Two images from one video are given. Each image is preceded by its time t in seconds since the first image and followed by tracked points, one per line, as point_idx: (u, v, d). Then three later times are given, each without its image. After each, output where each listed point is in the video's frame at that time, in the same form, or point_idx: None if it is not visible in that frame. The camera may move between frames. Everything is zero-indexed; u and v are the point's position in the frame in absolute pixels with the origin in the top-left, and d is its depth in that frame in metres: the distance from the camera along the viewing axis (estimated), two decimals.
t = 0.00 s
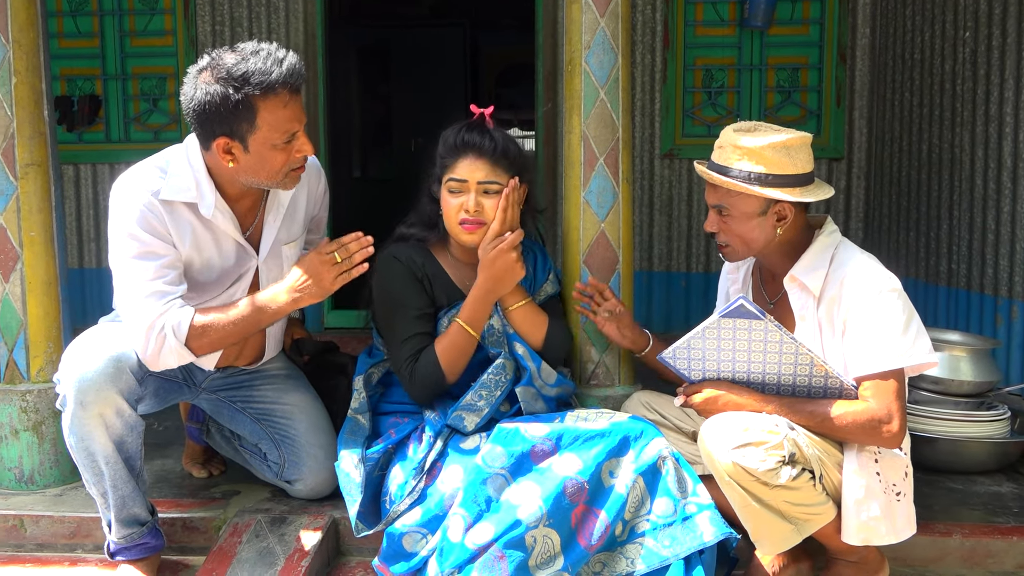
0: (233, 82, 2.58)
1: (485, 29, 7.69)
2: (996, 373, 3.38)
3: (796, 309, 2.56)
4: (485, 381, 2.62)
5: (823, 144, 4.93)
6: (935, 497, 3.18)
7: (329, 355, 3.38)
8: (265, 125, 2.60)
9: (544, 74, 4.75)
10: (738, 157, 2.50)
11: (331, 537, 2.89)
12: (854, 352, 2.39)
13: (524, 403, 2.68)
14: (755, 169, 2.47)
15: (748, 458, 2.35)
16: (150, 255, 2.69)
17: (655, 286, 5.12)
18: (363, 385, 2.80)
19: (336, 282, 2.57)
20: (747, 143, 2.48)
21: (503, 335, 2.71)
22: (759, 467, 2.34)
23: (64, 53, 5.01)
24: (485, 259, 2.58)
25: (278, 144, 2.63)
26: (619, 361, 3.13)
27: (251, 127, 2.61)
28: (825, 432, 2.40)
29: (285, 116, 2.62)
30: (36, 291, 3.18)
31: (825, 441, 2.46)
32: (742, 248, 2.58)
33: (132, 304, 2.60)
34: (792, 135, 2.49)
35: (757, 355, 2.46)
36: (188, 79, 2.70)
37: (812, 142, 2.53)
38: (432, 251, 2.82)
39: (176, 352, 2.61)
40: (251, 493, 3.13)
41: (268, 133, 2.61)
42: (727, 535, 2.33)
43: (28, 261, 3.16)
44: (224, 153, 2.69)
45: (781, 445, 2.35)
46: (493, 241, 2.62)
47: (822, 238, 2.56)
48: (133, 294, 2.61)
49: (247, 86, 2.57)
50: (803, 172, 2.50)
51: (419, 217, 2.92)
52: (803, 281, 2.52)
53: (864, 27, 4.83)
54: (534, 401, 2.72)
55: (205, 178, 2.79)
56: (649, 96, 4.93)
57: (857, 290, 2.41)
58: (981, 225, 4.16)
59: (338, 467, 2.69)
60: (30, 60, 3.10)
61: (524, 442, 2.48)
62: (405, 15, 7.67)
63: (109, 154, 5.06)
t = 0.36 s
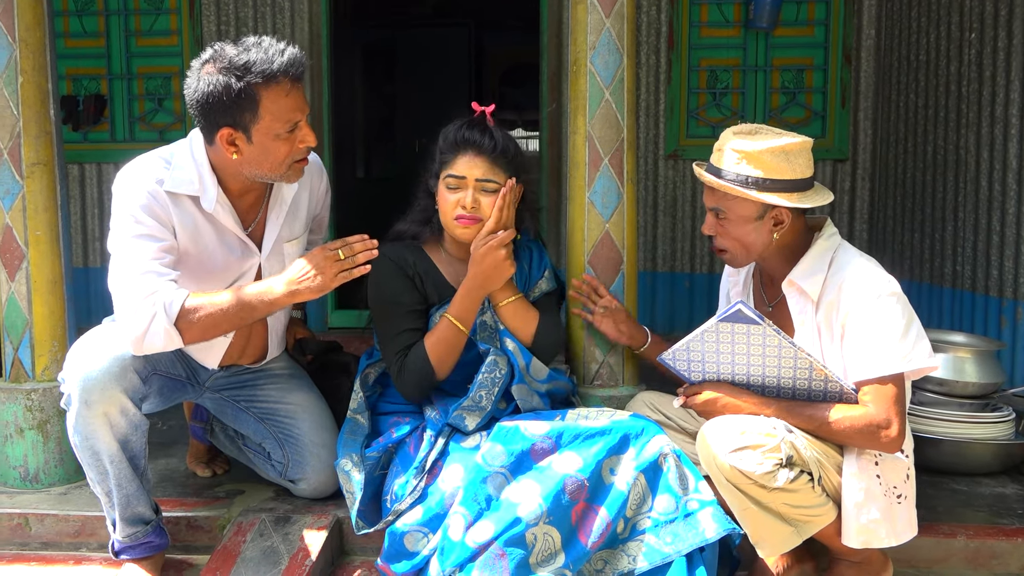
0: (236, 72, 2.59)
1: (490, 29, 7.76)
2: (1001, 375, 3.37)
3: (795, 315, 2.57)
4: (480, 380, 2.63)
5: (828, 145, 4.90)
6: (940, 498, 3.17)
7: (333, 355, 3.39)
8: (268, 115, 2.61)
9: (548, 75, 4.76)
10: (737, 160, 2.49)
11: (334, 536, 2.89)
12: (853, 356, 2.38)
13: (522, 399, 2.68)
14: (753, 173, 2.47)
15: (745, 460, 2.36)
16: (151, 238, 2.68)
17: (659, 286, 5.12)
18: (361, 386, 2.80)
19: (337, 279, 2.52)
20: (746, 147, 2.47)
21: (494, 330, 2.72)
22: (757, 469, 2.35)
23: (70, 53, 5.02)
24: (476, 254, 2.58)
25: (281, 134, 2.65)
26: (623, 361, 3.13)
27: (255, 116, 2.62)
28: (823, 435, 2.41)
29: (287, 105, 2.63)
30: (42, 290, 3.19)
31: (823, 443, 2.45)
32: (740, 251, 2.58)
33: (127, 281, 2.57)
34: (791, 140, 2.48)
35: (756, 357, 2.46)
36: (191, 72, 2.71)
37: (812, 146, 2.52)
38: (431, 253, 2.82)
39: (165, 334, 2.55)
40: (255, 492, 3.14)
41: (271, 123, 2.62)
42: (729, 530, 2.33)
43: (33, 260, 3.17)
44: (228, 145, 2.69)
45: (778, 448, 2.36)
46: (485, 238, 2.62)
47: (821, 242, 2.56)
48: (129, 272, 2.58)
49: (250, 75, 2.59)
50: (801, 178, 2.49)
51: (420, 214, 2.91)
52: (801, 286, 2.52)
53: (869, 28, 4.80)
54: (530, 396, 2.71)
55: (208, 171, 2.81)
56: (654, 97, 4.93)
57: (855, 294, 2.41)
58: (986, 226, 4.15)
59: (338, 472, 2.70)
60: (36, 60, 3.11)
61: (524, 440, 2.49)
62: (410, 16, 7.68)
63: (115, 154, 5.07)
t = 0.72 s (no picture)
0: (234, 67, 2.60)
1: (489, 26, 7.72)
2: (1003, 370, 3.38)
3: (796, 311, 2.57)
4: (479, 376, 2.62)
5: (828, 141, 4.90)
6: (942, 493, 3.18)
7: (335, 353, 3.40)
8: (267, 110, 2.62)
9: (549, 72, 4.76)
10: (733, 158, 2.51)
11: (338, 534, 2.89)
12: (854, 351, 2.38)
13: (523, 395, 2.67)
14: (750, 170, 2.47)
15: (746, 457, 2.37)
16: (148, 233, 2.69)
17: (660, 283, 5.13)
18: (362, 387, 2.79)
19: (331, 278, 2.50)
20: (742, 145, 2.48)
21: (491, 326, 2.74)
22: (758, 465, 2.35)
23: (70, 53, 5.02)
24: (484, 253, 2.62)
25: (280, 129, 2.65)
26: (626, 358, 3.14)
27: (254, 112, 2.62)
28: (824, 431, 2.40)
29: (285, 100, 2.64)
30: (44, 290, 3.20)
31: (824, 438, 2.45)
32: (740, 248, 2.58)
33: (121, 275, 2.57)
34: (787, 137, 2.48)
35: (756, 354, 2.47)
36: (189, 68, 2.71)
37: (808, 142, 2.52)
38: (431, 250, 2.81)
39: (155, 329, 2.54)
40: (259, 490, 3.14)
41: (270, 118, 2.63)
42: (730, 521, 2.34)
43: (36, 260, 3.17)
44: (227, 140, 2.69)
45: (779, 443, 2.36)
46: (491, 238, 2.68)
47: (821, 238, 2.57)
48: (124, 266, 2.59)
49: (248, 70, 2.59)
50: (798, 174, 2.49)
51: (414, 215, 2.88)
52: (802, 281, 2.52)
53: (869, 24, 4.80)
54: (531, 392, 2.70)
55: (207, 168, 2.81)
56: (654, 94, 4.93)
57: (857, 290, 2.41)
58: (986, 222, 4.16)
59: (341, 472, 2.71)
60: (37, 60, 3.11)
61: (524, 436, 2.49)
62: (409, 14, 7.69)
63: (115, 154, 5.07)
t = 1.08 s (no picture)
0: (240, 66, 2.61)
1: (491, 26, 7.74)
2: (1006, 371, 3.38)
3: (797, 310, 2.57)
4: (483, 376, 2.66)
5: (830, 142, 4.89)
6: (945, 494, 3.18)
7: (338, 353, 3.40)
8: (272, 109, 2.62)
9: (551, 72, 4.76)
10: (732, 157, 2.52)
11: (341, 534, 2.89)
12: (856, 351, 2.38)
13: (528, 394, 2.68)
14: (752, 168, 2.47)
15: (747, 457, 2.37)
16: (151, 232, 2.69)
17: (662, 283, 5.12)
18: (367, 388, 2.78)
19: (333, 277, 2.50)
20: (744, 143, 2.48)
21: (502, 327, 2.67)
22: (760, 465, 2.35)
23: (73, 52, 5.02)
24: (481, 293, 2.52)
25: (284, 128, 2.65)
26: (629, 358, 3.14)
27: (258, 111, 2.62)
28: (826, 431, 2.40)
29: (290, 100, 2.64)
30: (47, 290, 3.20)
31: (826, 438, 2.45)
32: (742, 247, 2.58)
33: (122, 275, 2.58)
34: (788, 135, 2.48)
35: (757, 354, 2.47)
36: (196, 66, 2.72)
37: (810, 141, 2.51)
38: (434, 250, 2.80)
39: (156, 328, 2.55)
40: (261, 490, 3.14)
41: (275, 117, 2.62)
42: (732, 520, 2.34)
43: (39, 259, 3.18)
44: (232, 139, 2.69)
45: (780, 444, 2.36)
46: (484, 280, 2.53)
47: (823, 238, 2.56)
48: (126, 266, 2.59)
49: (253, 69, 2.60)
50: (801, 173, 2.49)
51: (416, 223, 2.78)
52: (803, 281, 2.52)
53: (872, 24, 4.79)
54: (539, 391, 2.71)
55: (211, 165, 2.81)
56: (656, 94, 4.93)
57: (858, 289, 2.41)
58: (989, 222, 4.16)
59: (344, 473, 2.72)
60: (41, 60, 3.12)
61: (525, 435, 2.49)
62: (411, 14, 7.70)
63: (118, 153, 5.08)
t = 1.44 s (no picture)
0: (236, 66, 2.61)
1: (495, 29, 7.67)
2: (1012, 373, 3.37)
3: (801, 311, 2.57)
4: (489, 379, 2.65)
5: (835, 142, 4.89)
6: (951, 497, 3.17)
7: (343, 354, 3.40)
8: (270, 109, 2.62)
9: (555, 74, 4.77)
10: (741, 156, 2.51)
11: (345, 536, 2.89)
12: (859, 353, 2.38)
13: (533, 398, 2.67)
14: (759, 168, 2.47)
15: (749, 459, 2.36)
16: (158, 235, 2.69)
17: (666, 285, 5.12)
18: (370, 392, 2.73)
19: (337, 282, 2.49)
20: (751, 143, 2.48)
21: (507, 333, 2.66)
22: (761, 468, 2.35)
23: (78, 55, 5.03)
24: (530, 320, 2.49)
25: (285, 127, 2.65)
26: (634, 360, 3.13)
27: (257, 111, 2.62)
28: (829, 433, 2.40)
29: (288, 98, 2.63)
30: (53, 292, 3.21)
31: (830, 442, 2.44)
32: (749, 247, 2.58)
33: (129, 278, 2.58)
34: (794, 134, 2.47)
35: (759, 356, 2.47)
36: (194, 69, 2.73)
37: (817, 140, 2.52)
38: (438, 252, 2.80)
39: (163, 331, 2.56)
40: (266, 491, 3.14)
41: (273, 117, 2.63)
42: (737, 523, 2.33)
43: (45, 261, 3.19)
44: (233, 140, 2.70)
45: (781, 446, 2.36)
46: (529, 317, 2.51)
47: (828, 239, 2.55)
48: (133, 269, 2.59)
49: (249, 69, 2.60)
50: (808, 172, 2.48)
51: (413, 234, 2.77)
52: (808, 281, 2.52)
53: (876, 25, 4.81)
54: (543, 395, 2.70)
55: (216, 168, 2.82)
56: (660, 96, 4.93)
57: (863, 290, 2.40)
58: (995, 223, 4.15)
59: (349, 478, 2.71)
60: (46, 62, 3.12)
61: (531, 438, 2.48)
62: (415, 16, 7.71)
63: (123, 155, 5.09)
